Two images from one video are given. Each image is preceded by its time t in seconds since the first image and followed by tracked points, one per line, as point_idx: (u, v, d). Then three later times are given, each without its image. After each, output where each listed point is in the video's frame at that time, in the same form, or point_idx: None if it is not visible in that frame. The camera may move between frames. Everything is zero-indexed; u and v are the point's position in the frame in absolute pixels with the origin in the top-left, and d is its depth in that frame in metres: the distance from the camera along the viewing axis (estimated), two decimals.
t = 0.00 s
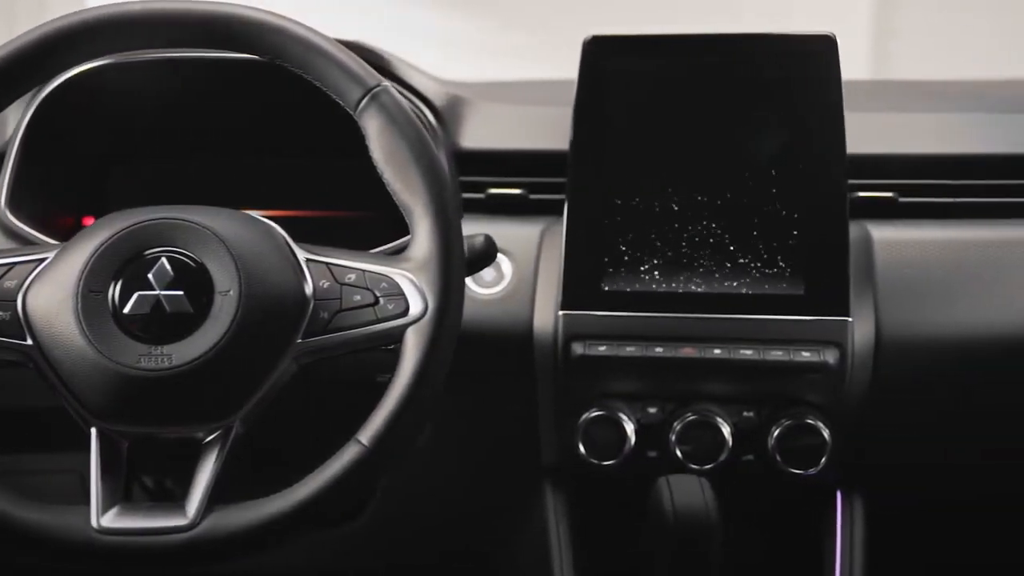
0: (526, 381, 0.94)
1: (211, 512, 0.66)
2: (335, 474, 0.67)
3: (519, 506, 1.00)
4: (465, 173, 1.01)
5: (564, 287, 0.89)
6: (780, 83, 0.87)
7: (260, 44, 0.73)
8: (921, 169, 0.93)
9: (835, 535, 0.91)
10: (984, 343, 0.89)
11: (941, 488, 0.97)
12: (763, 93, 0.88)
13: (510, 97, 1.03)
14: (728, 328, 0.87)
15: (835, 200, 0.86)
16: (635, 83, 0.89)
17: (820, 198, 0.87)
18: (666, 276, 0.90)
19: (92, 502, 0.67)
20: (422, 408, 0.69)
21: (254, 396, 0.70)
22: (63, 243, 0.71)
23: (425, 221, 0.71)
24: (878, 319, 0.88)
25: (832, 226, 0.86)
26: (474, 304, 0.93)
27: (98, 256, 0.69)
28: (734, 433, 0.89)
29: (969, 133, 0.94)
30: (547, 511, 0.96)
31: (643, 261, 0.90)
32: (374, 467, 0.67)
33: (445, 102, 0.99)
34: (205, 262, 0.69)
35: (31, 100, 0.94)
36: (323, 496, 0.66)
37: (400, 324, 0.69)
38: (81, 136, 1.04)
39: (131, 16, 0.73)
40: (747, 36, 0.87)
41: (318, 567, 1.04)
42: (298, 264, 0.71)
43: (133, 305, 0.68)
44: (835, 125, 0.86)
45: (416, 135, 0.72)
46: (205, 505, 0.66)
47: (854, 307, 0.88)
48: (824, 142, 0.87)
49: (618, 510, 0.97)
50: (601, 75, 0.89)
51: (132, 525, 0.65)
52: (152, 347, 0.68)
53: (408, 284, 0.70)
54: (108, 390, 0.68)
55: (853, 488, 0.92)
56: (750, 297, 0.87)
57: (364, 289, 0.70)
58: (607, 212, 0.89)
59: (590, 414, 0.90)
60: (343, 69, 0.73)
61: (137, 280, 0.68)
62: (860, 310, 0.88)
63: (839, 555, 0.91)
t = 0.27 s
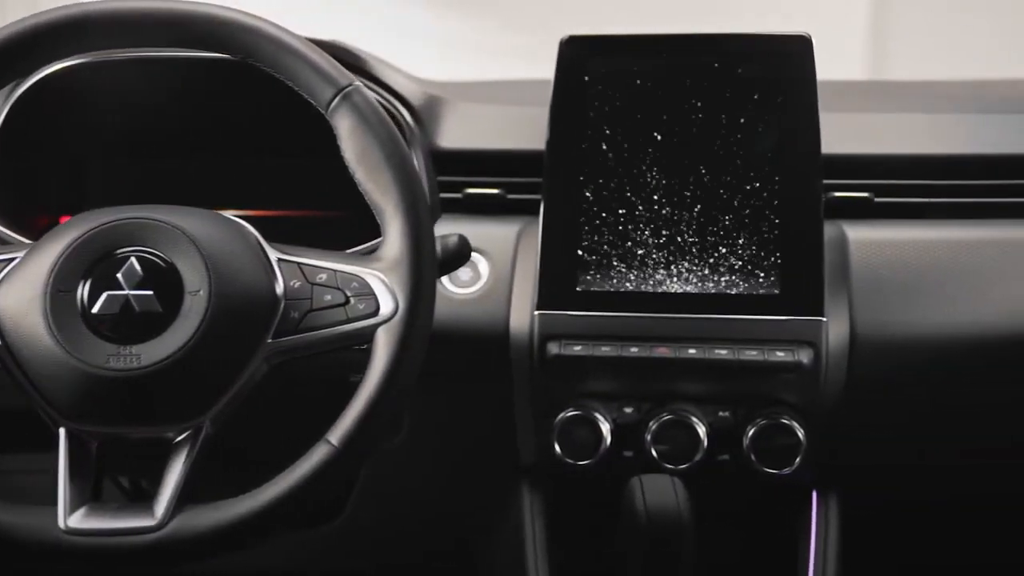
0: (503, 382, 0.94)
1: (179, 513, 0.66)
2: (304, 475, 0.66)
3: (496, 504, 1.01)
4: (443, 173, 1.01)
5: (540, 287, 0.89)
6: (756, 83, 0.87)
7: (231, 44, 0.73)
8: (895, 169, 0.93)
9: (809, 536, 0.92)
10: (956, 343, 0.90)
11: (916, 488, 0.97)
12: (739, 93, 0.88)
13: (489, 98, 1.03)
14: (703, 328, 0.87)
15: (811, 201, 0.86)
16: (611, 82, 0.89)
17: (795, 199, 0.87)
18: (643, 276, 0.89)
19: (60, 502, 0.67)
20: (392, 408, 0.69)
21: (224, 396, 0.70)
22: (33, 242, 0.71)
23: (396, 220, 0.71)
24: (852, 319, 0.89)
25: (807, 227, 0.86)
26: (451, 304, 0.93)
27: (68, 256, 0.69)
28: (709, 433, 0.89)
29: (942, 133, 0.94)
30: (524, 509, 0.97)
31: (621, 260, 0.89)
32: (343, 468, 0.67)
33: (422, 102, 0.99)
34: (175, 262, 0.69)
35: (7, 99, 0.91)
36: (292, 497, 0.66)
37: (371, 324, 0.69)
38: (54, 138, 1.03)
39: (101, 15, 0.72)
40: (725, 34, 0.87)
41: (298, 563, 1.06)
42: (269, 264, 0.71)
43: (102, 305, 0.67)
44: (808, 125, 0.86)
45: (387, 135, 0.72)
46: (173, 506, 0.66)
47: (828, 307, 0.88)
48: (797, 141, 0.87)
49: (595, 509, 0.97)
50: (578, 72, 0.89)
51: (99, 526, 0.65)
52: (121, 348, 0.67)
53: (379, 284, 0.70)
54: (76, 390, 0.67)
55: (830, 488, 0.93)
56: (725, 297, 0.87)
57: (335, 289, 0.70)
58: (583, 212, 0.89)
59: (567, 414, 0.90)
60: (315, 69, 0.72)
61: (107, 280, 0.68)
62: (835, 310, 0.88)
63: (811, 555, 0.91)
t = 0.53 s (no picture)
0: (474, 381, 0.94)
1: (140, 514, 0.66)
2: (265, 475, 0.66)
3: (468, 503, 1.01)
4: (415, 173, 1.00)
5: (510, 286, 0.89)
6: (727, 82, 0.88)
7: (194, 43, 0.73)
8: (865, 170, 0.93)
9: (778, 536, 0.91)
10: (924, 343, 0.90)
11: (882, 484, 0.98)
12: (709, 92, 0.88)
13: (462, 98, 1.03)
14: (672, 328, 0.87)
15: (777, 202, 0.87)
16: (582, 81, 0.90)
17: (764, 199, 0.87)
18: (616, 276, 0.89)
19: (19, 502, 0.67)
20: (355, 409, 0.69)
21: (187, 395, 0.69)
22: None
23: (360, 220, 0.71)
24: (820, 318, 0.89)
25: (775, 228, 0.86)
26: (421, 304, 0.93)
27: (29, 255, 0.69)
28: (679, 432, 0.89)
29: (913, 132, 0.94)
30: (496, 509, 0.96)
31: (593, 260, 0.89)
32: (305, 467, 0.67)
33: (394, 102, 0.99)
34: (137, 262, 0.69)
35: None
36: (253, 498, 0.66)
37: (335, 323, 0.69)
38: (33, 135, 1.05)
39: (63, 14, 0.72)
40: (695, 34, 0.88)
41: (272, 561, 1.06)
42: (233, 264, 0.70)
43: (62, 304, 0.67)
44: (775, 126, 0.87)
45: (352, 133, 0.72)
46: (134, 506, 0.66)
47: (797, 307, 0.88)
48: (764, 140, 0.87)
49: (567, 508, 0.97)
50: (549, 71, 0.89)
51: (57, 527, 0.65)
52: (81, 348, 0.67)
53: (343, 283, 0.70)
54: (36, 390, 0.67)
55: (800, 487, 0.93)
56: (693, 297, 0.87)
57: (299, 289, 0.70)
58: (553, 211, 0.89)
59: (537, 413, 0.90)
60: (279, 68, 0.72)
61: (68, 280, 0.68)
62: (803, 309, 0.89)
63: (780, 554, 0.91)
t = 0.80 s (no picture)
0: (445, 380, 0.94)
1: (100, 515, 0.66)
2: (225, 477, 0.66)
3: (440, 502, 1.01)
4: (388, 173, 1.00)
5: (479, 287, 0.89)
6: (697, 82, 0.88)
7: (157, 42, 0.72)
8: (832, 170, 0.94)
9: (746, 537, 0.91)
10: (896, 342, 0.89)
11: (853, 484, 0.98)
12: (679, 93, 0.88)
13: (436, 99, 1.03)
14: (641, 328, 0.87)
15: (746, 201, 0.86)
16: (552, 82, 0.89)
17: (733, 199, 0.87)
18: (587, 275, 0.89)
19: None
20: (317, 410, 0.68)
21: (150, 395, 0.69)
22: None
23: (323, 220, 0.71)
24: (789, 318, 0.89)
25: (743, 228, 0.86)
26: (391, 304, 0.93)
27: None
28: (648, 432, 0.89)
29: (879, 133, 0.95)
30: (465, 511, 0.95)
31: (564, 260, 0.89)
32: (265, 469, 0.67)
33: (366, 101, 0.99)
34: (99, 262, 0.68)
35: None
36: (212, 499, 0.66)
37: (297, 323, 0.69)
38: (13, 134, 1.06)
39: (25, 16, 0.72)
40: (667, 35, 0.88)
41: (244, 564, 1.05)
42: (196, 263, 0.70)
43: (22, 304, 0.67)
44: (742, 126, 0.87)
45: (316, 133, 0.72)
46: (94, 507, 0.67)
47: (766, 306, 0.88)
48: (733, 140, 0.87)
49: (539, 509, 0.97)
50: (520, 70, 0.89)
51: (17, 527, 0.66)
52: (40, 348, 0.67)
53: (306, 283, 0.70)
54: None
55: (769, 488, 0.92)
56: (661, 297, 0.87)
57: (262, 289, 0.70)
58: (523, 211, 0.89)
59: (507, 413, 0.90)
60: (242, 68, 0.72)
61: (29, 280, 0.68)
62: (772, 309, 0.89)
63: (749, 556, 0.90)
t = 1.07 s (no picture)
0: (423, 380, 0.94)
1: (69, 515, 0.67)
2: (194, 477, 0.66)
3: (419, 502, 1.01)
4: (367, 173, 1.00)
5: (455, 287, 0.89)
6: (673, 82, 0.88)
7: (129, 41, 0.72)
8: (811, 170, 0.94)
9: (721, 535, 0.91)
10: (872, 343, 0.90)
11: (831, 483, 0.99)
12: (655, 93, 0.88)
13: (417, 99, 1.03)
14: (617, 327, 0.87)
15: (722, 201, 0.86)
16: (529, 81, 0.89)
17: (708, 198, 0.87)
18: (563, 274, 0.89)
19: None
20: (288, 411, 0.68)
21: (121, 395, 0.69)
22: None
23: (295, 219, 0.71)
24: (765, 318, 0.89)
25: (718, 227, 0.86)
26: (368, 304, 0.93)
27: None
28: (624, 432, 0.89)
29: (861, 132, 0.95)
30: (443, 510, 0.95)
31: (541, 258, 0.89)
32: (235, 469, 0.67)
33: (344, 101, 0.99)
34: (69, 261, 0.68)
35: None
36: (181, 500, 0.66)
37: (267, 323, 0.69)
38: None
39: None
40: (643, 35, 0.88)
41: (223, 564, 1.06)
42: (168, 262, 0.70)
43: None
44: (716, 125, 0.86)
45: (289, 132, 0.72)
46: (63, 508, 0.67)
47: (741, 306, 0.89)
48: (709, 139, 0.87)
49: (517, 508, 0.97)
50: (497, 70, 0.89)
51: None
52: (11, 348, 0.68)
53: (277, 283, 0.70)
54: None
55: (744, 487, 0.92)
56: (637, 297, 0.87)
57: (233, 289, 0.70)
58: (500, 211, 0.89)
59: (483, 413, 0.90)
60: (214, 67, 0.72)
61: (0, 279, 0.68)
62: (748, 309, 0.89)
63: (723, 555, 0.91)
